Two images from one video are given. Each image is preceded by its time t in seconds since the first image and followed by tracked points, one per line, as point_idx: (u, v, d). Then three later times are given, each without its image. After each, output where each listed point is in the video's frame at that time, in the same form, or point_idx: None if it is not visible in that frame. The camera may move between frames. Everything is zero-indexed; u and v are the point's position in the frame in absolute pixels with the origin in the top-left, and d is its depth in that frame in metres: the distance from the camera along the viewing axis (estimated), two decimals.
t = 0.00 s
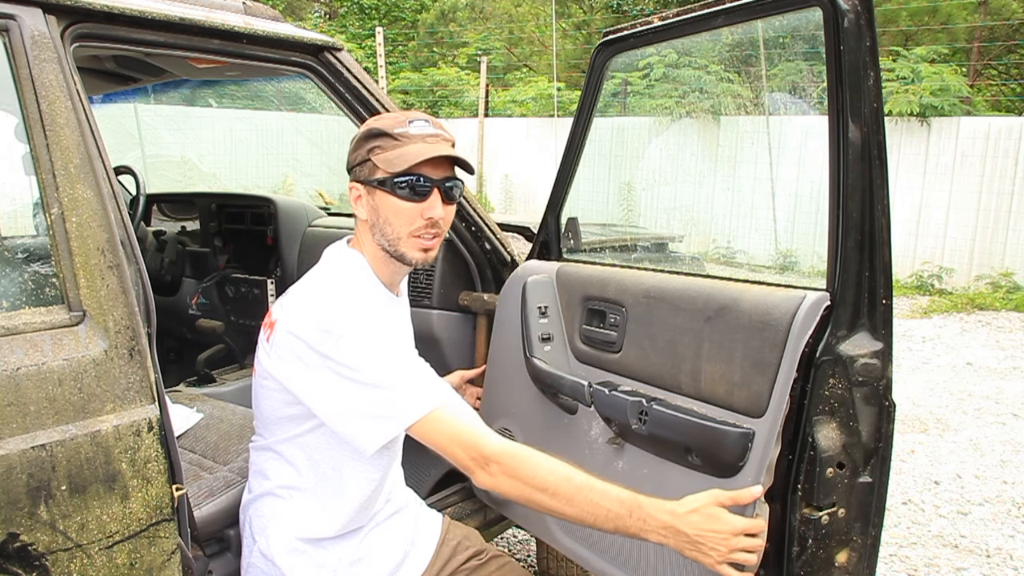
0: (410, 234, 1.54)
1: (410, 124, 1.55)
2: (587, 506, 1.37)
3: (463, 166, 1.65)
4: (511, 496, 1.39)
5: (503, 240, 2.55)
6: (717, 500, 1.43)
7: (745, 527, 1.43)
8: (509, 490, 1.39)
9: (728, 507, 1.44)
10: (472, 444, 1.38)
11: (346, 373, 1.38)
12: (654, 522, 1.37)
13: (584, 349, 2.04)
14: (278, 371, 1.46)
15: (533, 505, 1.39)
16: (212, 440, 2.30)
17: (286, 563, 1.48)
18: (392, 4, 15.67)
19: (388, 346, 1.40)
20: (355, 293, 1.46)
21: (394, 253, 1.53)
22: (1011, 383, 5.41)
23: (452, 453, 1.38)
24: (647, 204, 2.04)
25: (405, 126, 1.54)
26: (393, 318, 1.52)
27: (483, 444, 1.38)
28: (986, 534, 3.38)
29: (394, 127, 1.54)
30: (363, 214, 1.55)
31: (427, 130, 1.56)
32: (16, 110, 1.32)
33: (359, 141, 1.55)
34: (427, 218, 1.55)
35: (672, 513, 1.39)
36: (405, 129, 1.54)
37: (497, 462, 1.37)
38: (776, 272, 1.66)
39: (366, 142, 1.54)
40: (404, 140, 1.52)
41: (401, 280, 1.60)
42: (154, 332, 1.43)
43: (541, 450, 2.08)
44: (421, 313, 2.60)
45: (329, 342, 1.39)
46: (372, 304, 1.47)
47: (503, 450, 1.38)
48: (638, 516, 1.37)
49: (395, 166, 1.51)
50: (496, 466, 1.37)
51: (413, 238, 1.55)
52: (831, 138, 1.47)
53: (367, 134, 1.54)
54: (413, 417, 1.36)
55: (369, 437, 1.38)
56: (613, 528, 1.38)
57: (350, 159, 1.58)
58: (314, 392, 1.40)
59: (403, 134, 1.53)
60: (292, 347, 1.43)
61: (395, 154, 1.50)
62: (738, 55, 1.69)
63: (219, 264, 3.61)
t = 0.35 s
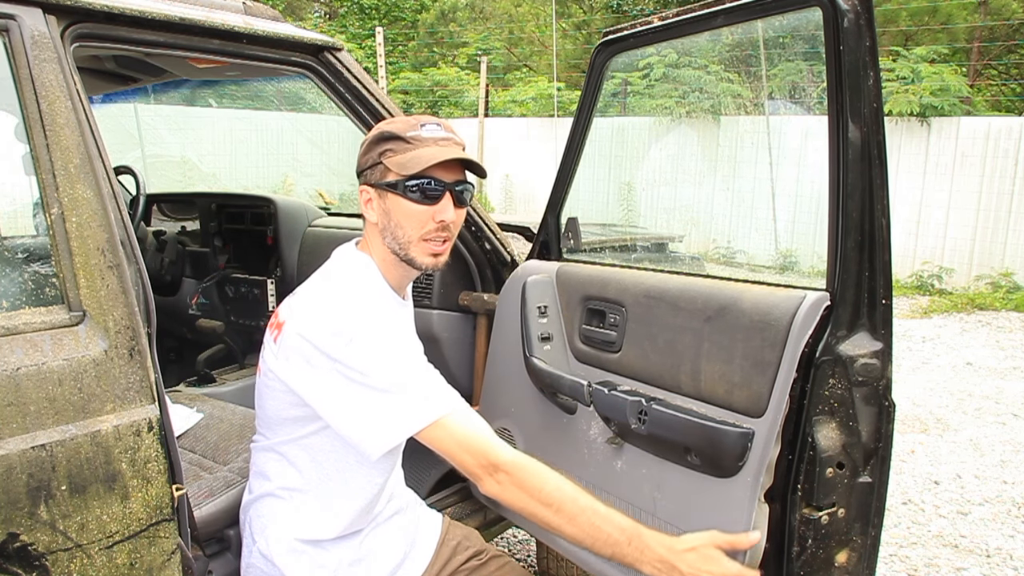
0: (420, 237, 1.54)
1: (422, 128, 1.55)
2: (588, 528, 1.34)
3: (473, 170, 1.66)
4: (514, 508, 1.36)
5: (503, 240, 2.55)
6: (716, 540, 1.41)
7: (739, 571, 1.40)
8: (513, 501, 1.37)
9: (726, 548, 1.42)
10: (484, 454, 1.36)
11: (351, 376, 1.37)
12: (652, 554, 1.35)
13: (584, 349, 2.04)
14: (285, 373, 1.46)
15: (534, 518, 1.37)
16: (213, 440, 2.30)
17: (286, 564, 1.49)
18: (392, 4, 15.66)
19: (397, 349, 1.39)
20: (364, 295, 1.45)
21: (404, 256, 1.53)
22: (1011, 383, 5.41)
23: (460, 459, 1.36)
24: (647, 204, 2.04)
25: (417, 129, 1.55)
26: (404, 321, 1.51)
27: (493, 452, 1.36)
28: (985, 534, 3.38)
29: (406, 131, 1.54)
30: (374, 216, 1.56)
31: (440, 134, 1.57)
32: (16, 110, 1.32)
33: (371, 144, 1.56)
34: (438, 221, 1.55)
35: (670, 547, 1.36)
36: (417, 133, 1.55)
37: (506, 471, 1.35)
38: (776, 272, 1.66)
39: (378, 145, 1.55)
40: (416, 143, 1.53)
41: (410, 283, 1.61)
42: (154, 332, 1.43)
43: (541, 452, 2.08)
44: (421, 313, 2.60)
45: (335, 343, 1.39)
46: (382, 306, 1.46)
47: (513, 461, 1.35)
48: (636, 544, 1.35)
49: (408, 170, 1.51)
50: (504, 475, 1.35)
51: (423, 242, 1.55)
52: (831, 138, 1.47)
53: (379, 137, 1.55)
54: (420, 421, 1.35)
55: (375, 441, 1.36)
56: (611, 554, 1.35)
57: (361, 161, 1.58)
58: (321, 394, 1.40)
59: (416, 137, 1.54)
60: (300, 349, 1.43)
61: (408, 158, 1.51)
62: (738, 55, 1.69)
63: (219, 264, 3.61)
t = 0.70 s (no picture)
0: (418, 238, 1.53)
1: (423, 129, 1.56)
2: (566, 555, 1.44)
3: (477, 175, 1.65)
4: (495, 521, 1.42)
5: (503, 240, 2.55)
6: None
7: None
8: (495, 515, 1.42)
9: None
10: (490, 480, 1.38)
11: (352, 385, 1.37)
12: None
13: (583, 349, 2.04)
14: (286, 376, 1.46)
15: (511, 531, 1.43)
16: (213, 440, 2.29)
17: (287, 564, 1.49)
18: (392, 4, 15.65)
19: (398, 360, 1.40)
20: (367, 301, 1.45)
21: (400, 256, 1.52)
22: (1011, 383, 5.41)
23: (452, 472, 1.39)
24: (647, 204, 2.04)
25: (418, 131, 1.56)
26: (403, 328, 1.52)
27: (485, 471, 1.39)
28: (986, 534, 3.38)
29: (407, 132, 1.55)
30: (373, 217, 1.56)
31: (440, 136, 1.57)
32: (16, 110, 1.32)
33: (373, 146, 1.57)
34: (436, 222, 1.54)
35: None
36: (417, 134, 1.55)
37: (493, 490, 1.39)
38: (776, 272, 1.66)
39: (380, 147, 1.56)
40: (415, 144, 1.53)
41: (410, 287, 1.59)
42: (154, 332, 1.43)
43: (541, 452, 2.08)
44: (421, 313, 2.61)
45: (337, 351, 1.38)
46: (381, 312, 1.47)
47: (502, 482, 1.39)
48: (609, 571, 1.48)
49: (405, 170, 1.51)
50: (491, 494, 1.39)
51: (421, 242, 1.54)
52: (831, 138, 1.47)
53: (381, 139, 1.56)
54: (422, 433, 1.37)
55: (371, 449, 1.38)
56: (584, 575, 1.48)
57: (364, 165, 1.59)
58: (322, 400, 1.40)
59: (415, 139, 1.54)
60: (301, 352, 1.42)
61: (406, 157, 1.51)
62: (738, 55, 1.69)
63: (219, 264, 3.61)
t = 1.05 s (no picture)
0: (399, 231, 1.53)
1: (404, 124, 1.57)
2: (489, 554, 1.49)
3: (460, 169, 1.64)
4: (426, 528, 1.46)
5: (503, 240, 2.55)
6: None
7: None
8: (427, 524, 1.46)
9: None
10: (417, 495, 1.42)
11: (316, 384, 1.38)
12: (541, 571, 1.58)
13: (584, 349, 2.04)
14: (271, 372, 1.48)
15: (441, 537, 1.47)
16: (213, 440, 2.29)
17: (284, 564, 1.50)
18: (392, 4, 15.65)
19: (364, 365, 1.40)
20: (344, 297, 1.45)
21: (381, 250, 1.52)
22: (1011, 383, 5.41)
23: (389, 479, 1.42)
24: (647, 204, 2.04)
25: (399, 125, 1.57)
26: (383, 328, 1.52)
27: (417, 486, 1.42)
28: (986, 534, 3.38)
29: (388, 127, 1.56)
30: (356, 212, 1.57)
31: (421, 130, 1.57)
32: (16, 110, 1.32)
33: (356, 142, 1.58)
34: (416, 215, 1.54)
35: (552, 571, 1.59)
36: (398, 129, 1.56)
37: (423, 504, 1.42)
38: (776, 272, 1.66)
39: (362, 142, 1.57)
40: (396, 138, 1.54)
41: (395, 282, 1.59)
42: (154, 332, 1.43)
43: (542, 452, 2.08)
44: (421, 313, 2.62)
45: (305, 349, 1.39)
46: (360, 310, 1.46)
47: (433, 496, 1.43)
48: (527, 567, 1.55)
49: (385, 163, 1.52)
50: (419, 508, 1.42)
51: (403, 236, 1.54)
52: (831, 138, 1.47)
53: (363, 134, 1.57)
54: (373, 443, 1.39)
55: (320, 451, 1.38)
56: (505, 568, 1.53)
57: (349, 160, 1.60)
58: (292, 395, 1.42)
59: (396, 133, 1.55)
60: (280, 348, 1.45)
61: (385, 151, 1.52)
62: (739, 55, 1.69)
63: (219, 264, 3.61)
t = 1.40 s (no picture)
0: (375, 223, 1.54)
1: (373, 117, 1.57)
2: (468, 530, 1.53)
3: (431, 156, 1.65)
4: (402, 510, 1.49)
5: (503, 240, 2.53)
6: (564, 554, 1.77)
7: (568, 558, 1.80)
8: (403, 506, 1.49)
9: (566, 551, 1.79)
10: (395, 477, 1.44)
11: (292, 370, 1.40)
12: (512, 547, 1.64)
13: (583, 349, 2.04)
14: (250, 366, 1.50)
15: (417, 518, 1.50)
16: (213, 440, 2.29)
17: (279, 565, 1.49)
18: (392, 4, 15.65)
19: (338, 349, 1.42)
20: (319, 291, 1.48)
21: (359, 242, 1.54)
22: (1011, 383, 5.41)
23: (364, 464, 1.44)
24: (647, 204, 2.04)
25: (370, 118, 1.57)
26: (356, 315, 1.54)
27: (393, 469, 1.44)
28: (986, 534, 3.38)
29: (358, 120, 1.56)
30: (332, 207, 1.57)
31: (391, 122, 1.58)
32: (16, 110, 1.32)
33: (327, 137, 1.58)
34: (391, 206, 1.55)
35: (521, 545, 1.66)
36: (368, 121, 1.56)
37: (400, 486, 1.45)
38: (776, 272, 1.66)
39: (333, 137, 1.56)
40: (367, 130, 1.54)
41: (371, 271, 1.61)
42: (154, 332, 1.43)
43: (541, 452, 2.08)
44: (421, 313, 2.64)
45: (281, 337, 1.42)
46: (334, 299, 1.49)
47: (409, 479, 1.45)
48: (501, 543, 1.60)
49: (358, 157, 1.52)
50: (397, 490, 1.45)
51: (378, 227, 1.55)
52: (831, 138, 1.47)
53: (333, 129, 1.57)
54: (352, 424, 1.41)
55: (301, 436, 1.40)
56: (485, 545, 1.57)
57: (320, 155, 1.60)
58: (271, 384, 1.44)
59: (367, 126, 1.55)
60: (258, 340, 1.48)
61: (357, 145, 1.52)
62: (739, 55, 1.69)
63: (218, 264, 3.63)
